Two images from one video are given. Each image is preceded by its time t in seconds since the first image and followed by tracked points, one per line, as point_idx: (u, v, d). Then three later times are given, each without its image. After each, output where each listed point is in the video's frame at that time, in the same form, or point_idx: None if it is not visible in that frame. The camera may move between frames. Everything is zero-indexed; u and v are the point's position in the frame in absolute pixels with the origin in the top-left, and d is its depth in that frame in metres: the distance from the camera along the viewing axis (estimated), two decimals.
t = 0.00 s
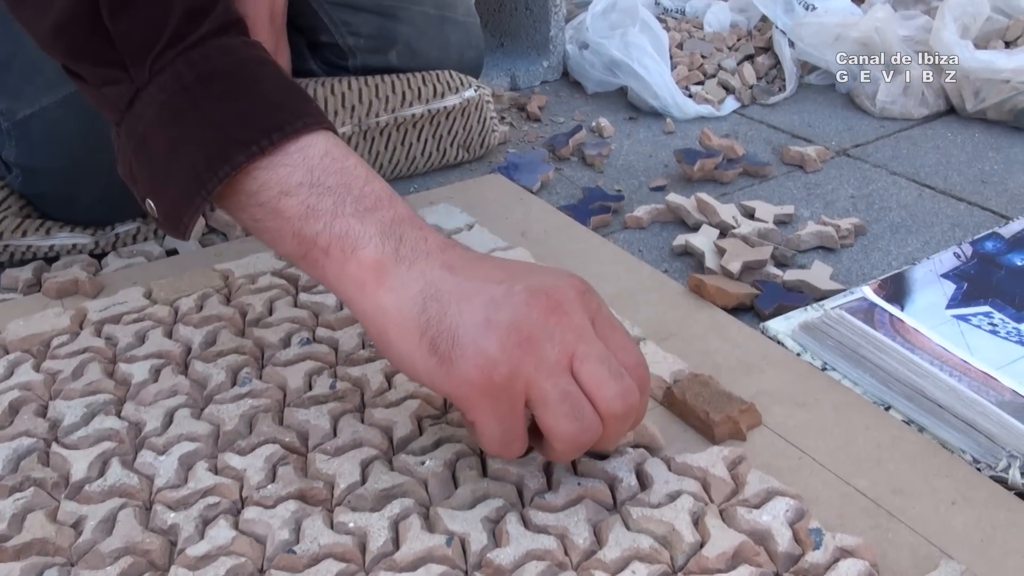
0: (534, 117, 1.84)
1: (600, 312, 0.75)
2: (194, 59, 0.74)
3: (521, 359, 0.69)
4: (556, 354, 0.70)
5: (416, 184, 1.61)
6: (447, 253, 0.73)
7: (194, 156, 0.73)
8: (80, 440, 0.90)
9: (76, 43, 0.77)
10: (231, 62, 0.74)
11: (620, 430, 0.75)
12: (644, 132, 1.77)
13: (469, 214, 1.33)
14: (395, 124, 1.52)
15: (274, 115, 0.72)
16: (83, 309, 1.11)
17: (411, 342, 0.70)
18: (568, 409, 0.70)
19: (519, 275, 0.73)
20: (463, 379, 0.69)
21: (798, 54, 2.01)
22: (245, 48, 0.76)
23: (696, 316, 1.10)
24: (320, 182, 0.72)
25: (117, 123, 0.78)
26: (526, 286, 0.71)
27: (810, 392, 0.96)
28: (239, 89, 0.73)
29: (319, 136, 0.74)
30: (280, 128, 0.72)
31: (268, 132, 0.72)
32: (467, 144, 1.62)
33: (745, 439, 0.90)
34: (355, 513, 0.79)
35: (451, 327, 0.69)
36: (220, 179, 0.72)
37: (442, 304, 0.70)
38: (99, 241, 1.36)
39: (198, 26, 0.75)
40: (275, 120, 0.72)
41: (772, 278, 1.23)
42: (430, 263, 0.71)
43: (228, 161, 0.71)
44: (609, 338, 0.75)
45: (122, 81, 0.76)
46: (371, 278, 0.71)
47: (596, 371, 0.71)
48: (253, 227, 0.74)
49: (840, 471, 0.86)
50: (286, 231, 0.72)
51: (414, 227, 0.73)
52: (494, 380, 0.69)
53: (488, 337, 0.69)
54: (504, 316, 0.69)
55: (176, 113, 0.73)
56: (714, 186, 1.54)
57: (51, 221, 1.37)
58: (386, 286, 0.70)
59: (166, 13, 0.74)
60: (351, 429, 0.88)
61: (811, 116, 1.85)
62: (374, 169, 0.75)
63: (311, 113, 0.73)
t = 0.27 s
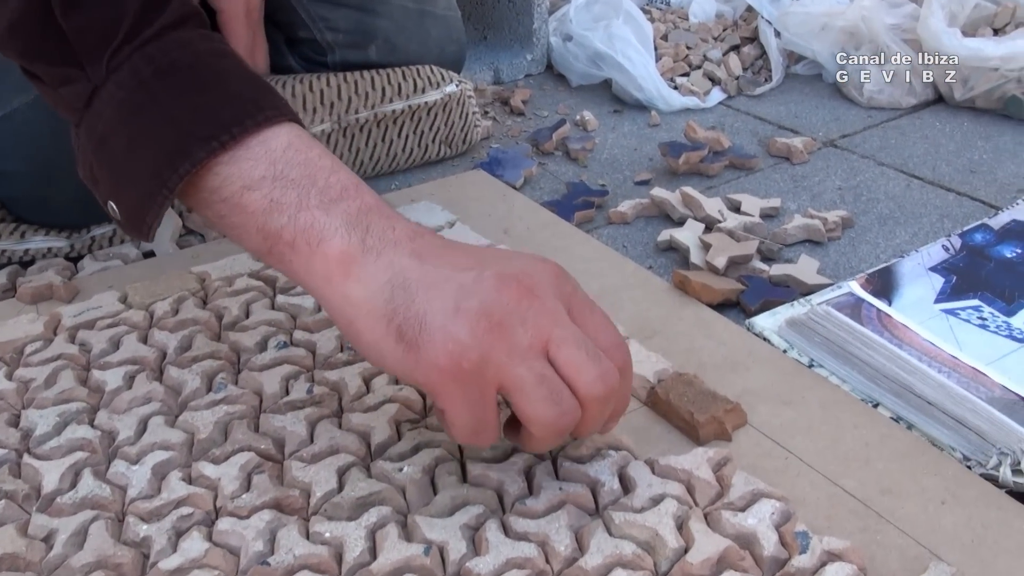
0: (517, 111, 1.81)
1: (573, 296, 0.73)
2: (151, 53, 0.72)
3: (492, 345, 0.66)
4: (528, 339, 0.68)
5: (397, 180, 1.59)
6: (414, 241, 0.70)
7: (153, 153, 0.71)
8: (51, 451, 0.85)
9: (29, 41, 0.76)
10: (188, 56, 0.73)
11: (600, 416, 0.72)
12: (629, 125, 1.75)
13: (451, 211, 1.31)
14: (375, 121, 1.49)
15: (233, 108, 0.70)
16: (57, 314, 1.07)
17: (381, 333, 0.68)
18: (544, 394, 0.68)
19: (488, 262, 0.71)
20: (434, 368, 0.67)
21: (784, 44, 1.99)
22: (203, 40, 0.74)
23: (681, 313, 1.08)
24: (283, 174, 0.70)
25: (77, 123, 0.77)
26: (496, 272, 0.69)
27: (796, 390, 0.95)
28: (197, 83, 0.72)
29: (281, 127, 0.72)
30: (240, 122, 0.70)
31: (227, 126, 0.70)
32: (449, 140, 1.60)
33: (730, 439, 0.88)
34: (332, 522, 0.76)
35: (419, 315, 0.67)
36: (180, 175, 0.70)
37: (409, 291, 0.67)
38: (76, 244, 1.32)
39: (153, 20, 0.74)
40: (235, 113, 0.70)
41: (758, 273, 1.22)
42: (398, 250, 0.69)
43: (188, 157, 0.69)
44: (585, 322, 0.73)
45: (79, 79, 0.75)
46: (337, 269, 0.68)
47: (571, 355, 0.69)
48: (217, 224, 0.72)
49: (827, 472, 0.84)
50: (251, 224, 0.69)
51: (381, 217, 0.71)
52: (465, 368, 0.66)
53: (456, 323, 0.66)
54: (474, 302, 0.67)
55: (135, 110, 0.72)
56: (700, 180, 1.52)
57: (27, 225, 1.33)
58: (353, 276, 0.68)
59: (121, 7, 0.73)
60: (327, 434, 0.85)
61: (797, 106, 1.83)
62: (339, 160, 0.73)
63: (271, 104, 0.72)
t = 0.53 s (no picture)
0: (504, 103, 1.79)
1: (550, 289, 0.70)
2: (116, 51, 0.70)
3: (466, 344, 0.64)
4: (503, 336, 0.66)
5: (382, 174, 1.56)
6: (386, 238, 0.68)
7: (121, 155, 0.69)
8: (27, 458, 0.82)
9: None
10: (155, 53, 0.70)
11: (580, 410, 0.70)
12: (616, 116, 1.73)
13: (436, 206, 1.28)
14: (358, 114, 1.46)
15: (203, 106, 0.68)
16: (33, 317, 1.04)
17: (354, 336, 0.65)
18: (521, 392, 0.66)
19: (461, 258, 0.68)
20: (409, 370, 0.65)
21: (773, 32, 1.97)
22: (170, 37, 0.72)
23: (670, 309, 1.06)
24: (252, 174, 0.67)
25: (42, 124, 0.74)
26: (469, 270, 0.67)
27: (788, 387, 0.93)
28: (164, 81, 0.69)
29: (253, 124, 0.69)
30: (209, 120, 0.67)
31: (196, 125, 0.67)
32: (434, 132, 1.57)
33: (722, 438, 0.86)
34: (314, 529, 0.73)
35: (392, 318, 0.64)
36: (148, 177, 0.67)
37: (382, 294, 0.65)
38: (53, 243, 1.29)
39: (118, 16, 0.71)
40: (204, 112, 0.67)
41: (749, 267, 1.20)
42: (369, 249, 0.66)
43: (156, 158, 0.67)
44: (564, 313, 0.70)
45: (43, 78, 0.72)
46: (308, 272, 0.65)
47: (547, 352, 0.67)
48: (189, 226, 0.69)
49: (822, 471, 0.83)
50: (221, 225, 0.67)
51: (354, 214, 0.68)
52: (439, 369, 0.64)
53: (428, 324, 0.64)
54: (447, 301, 0.65)
55: (101, 109, 0.69)
56: (689, 171, 1.50)
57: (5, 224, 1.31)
58: (324, 277, 0.65)
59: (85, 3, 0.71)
60: (309, 437, 0.83)
61: (787, 96, 1.81)
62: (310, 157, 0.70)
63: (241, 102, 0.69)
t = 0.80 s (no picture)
0: (494, 95, 1.77)
1: (427, 267, 0.52)
2: (42, 45, 0.69)
3: (295, 327, 0.50)
4: (331, 321, 0.49)
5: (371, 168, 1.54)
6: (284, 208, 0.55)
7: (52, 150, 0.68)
8: (10, 463, 0.78)
9: None
10: (77, 43, 0.69)
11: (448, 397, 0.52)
12: (608, 107, 1.71)
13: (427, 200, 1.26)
14: (347, 107, 1.44)
15: (117, 90, 0.65)
16: (18, 316, 1.02)
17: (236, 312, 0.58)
18: (345, 386, 0.50)
19: (337, 221, 0.53)
20: (260, 342, 0.51)
21: (766, 22, 1.95)
22: (92, 23, 0.71)
23: (665, 303, 1.05)
24: (163, 158, 0.62)
25: None
26: (336, 232, 0.52)
27: (786, 382, 0.92)
28: (87, 70, 0.68)
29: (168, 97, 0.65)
30: (121, 102, 0.64)
31: (110, 111, 0.64)
32: (425, 125, 1.55)
33: (720, 434, 0.85)
34: (305, 532, 0.71)
35: (247, 264, 0.54)
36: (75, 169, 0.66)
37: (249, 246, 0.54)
38: (38, 241, 1.26)
39: (43, 13, 0.72)
40: (118, 95, 0.65)
41: (744, 259, 1.18)
42: (259, 212, 0.55)
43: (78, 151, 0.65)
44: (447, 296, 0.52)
45: None
46: (200, 240, 0.59)
47: (402, 338, 0.50)
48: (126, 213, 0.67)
49: (822, 467, 0.81)
50: (146, 211, 0.63)
51: (262, 182, 0.58)
52: (271, 350, 0.51)
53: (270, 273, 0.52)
54: (307, 252, 0.52)
55: (31, 108, 0.69)
56: (683, 163, 1.49)
57: None
58: (218, 254, 0.57)
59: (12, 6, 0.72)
60: (300, 437, 0.80)
61: (780, 86, 1.80)
62: (223, 125, 0.63)
63: (154, 77, 0.66)
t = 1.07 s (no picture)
0: (481, 87, 1.77)
1: (410, 297, 0.70)
2: (43, 57, 0.79)
3: (297, 342, 0.67)
4: (328, 337, 0.67)
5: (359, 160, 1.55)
6: (284, 217, 0.71)
7: (58, 156, 0.77)
8: (4, 453, 0.79)
9: None
10: (75, 54, 0.78)
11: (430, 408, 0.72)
12: (594, 98, 1.72)
13: (415, 192, 1.27)
14: (334, 99, 1.45)
15: (117, 103, 0.76)
16: (8, 309, 1.01)
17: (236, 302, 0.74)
18: (343, 397, 0.69)
19: (333, 246, 0.69)
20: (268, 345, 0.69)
21: (751, 12, 1.97)
22: (88, 36, 0.80)
23: (651, 291, 1.06)
24: (166, 165, 0.75)
25: None
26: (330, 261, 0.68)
27: (771, 367, 0.93)
28: (86, 82, 0.77)
29: (169, 110, 0.77)
30: (124, 117, 0.75)
31: (114, 124, 0.75)
32: (412, 117, 1.55)
33: (706, 419, 0.86)
34: (298, 519, 0.72)
35: (257, 275, 0.70)
36: (82, 177, 0.75)
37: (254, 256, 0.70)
38: (26, 234, 1.24)
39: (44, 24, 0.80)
40: (121, 107, 0.75)
41: (729, 247, 1.19)
42: (261, 222, 0.71)
43: (85, 158, 0.75)
44: (423, 328, 0.70)
45: None
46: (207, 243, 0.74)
47: (381, 363, 0.67)
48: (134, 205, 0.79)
49: (806, 450, 0.83)
50: (156, 213, 0.77)
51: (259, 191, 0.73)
52: (276, 354, 0.69)
53: (274, 285, 0.68)
54: (311, 280, 0.67)
55: (35, 114, 0.77)
56: (668, 153, 1.50)
57: None
58: (231, 258, 0.72)
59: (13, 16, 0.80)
60: (291, 426, 0.80)
61: (765, 76, 1.81)
62: (220, 134, 0.76)
63: (152, 91, 0.76)
